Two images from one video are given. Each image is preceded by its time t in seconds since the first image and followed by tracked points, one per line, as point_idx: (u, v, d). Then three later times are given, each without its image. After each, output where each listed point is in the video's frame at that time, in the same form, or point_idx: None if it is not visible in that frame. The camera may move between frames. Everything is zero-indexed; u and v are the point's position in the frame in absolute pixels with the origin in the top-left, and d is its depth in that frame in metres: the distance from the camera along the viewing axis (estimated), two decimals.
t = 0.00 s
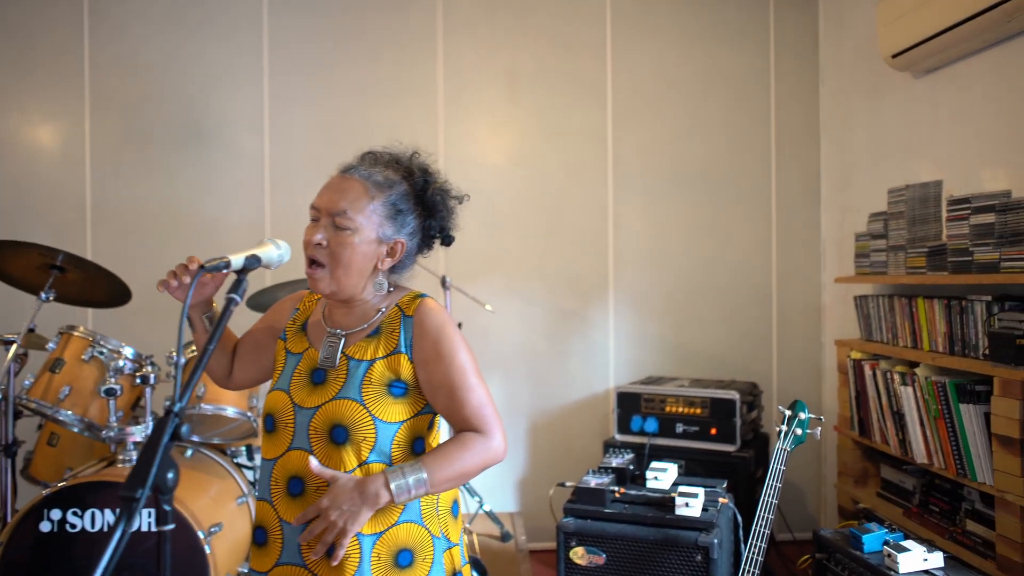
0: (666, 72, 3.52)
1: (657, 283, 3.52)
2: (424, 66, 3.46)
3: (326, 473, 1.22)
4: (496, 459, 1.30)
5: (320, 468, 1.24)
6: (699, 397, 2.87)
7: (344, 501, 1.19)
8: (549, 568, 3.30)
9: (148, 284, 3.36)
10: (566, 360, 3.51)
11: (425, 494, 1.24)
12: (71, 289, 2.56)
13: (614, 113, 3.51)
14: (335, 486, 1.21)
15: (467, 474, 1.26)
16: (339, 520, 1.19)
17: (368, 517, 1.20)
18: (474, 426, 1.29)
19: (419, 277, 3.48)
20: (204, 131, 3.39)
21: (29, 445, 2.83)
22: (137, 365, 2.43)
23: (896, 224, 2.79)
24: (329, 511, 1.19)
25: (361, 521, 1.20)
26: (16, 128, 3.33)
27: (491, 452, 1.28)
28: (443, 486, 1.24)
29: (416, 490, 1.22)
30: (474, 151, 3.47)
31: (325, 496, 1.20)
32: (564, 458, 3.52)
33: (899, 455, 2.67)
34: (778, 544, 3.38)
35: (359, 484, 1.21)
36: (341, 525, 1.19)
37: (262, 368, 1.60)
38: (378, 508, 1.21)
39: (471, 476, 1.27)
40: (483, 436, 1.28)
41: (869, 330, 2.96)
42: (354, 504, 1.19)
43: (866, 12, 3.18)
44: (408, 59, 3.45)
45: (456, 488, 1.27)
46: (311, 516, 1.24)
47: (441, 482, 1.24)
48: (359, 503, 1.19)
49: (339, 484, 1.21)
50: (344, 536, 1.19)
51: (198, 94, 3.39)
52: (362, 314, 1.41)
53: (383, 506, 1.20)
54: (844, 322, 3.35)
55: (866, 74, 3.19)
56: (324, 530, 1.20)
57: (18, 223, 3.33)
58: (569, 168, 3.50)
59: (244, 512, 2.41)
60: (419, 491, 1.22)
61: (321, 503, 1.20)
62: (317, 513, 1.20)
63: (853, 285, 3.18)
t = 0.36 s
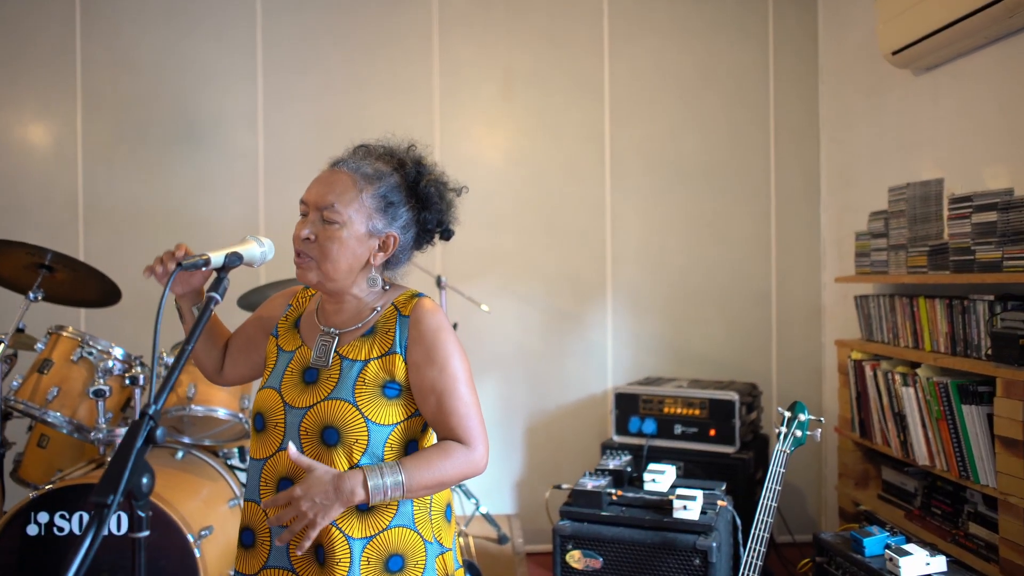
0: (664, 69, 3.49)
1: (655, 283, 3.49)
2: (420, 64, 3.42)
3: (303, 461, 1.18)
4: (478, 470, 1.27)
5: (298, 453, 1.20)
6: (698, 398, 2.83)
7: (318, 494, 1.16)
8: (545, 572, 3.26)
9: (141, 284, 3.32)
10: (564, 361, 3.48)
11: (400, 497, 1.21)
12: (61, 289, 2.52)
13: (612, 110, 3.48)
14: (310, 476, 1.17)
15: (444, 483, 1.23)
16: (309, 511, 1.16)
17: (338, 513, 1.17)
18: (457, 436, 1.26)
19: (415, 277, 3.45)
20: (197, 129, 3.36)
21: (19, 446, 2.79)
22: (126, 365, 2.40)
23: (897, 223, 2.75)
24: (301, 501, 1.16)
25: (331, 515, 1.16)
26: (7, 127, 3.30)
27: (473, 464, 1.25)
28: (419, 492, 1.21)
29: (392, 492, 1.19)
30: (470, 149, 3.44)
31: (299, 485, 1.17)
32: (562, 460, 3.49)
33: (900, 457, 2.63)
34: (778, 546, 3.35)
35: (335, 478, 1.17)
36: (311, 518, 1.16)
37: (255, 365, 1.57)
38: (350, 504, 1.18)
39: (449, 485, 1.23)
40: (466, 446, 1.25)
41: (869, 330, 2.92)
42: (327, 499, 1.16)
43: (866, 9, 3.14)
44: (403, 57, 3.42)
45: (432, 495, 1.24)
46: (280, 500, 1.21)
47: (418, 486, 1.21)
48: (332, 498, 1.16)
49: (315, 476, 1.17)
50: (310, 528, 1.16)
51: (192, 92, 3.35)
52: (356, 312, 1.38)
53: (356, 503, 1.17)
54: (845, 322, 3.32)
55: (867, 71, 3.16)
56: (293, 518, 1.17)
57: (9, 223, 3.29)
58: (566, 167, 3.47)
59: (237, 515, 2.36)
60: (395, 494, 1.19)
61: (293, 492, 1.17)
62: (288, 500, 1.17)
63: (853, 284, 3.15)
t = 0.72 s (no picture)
0: (679, 67, 3.44)
1: (670, 283, 3.45)
2: (433, 62, 3.40)
3: (314, 442, 1.17)
4: (488, 481, 1.24)
5: (309, 435, 1.18)
6: (713, 400, 2.78)
7: (323, 478, 1.14)
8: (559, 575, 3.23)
9: (154, 284, 3.33)
10: (578, 362, 3.44)
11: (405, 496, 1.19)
12: (72, 289, 2.53)
13: (627, 109, 3.44)
14: (319, 459, 1.16)
15: (452, 488, 1.20)
16: (311, 494, 1.14)
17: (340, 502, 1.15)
18: (470, 442, 1.23)
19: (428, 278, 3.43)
20: (210, 129, 3.36)
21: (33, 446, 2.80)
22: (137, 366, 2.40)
23: (918, 222, 2.69)
24: (305, 482, 1.14)
25: (331, 504, 1.14)
26: (22, 128, 3.31)
27: (483, 472, 1.22)
28: (424, 493, 1.18)
29: (398, 489, 1.17)
30: (483, 148, 3.41)
31: (305, 466, 1.15)
32: (575, 462, 3.45)
33: (921, 462, 2.58)
34: (795, 551, 3.29)
35: (342, 465, 1.15)
36: (313, 502, 1.14)
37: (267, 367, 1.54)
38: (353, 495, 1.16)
39: (456, 491, 1.21)
40: (478, 454, 1.22)
41: (889, 331, 2.87)
42: (330, 485, 1.14)
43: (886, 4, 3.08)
44: (416, 56, 3.40)
45: (437, 499, 1.21)
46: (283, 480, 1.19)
47: (426, 487, 1.18)
48: (335, 486, 1.14)
49: (323, 459, 1.15)
50: (309, 510, 1.14)
51: (205, 92, 3.35)
52: (370, 316, 1.35)
53: (359, 492, 1.15)
54: (865, 323, 3.26)
55: (887, 68, 3.09)
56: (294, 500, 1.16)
57: (24, 223, 3.31)
58: (580, 166, 3.43)
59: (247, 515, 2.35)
60: (401, 491, 1.17)
61: (299, 472, 1.16)
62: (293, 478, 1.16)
63: (872, 284, 3.09)
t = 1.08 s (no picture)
0: (701, 64, 3.40)
1: (692, 283, 3.41)
2: (453, 61, 3.39)
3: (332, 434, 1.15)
4: (503, 490, 1.21)
5: (328, 425, 1.16)
6: (735, 401, 2.74)
7: (337, 474, 1.12)
8: None
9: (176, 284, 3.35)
10: (599, 363, 3.42)
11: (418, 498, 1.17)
12: (94, 288, 2.54)
13: (648, 106, 3.40)
14: (335, 453, 1.13)
15: (466, 494, 1.18)
16: (321, 485, 1.12)
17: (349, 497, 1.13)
18: (487, 448, 1.20)
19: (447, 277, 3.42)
20: (231, 129, 3.38)
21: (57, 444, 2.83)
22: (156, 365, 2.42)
23: (945, 220, 2.62)
24: (318, 474, 1.12)
25: (340, 499, 1.13)
26: (47, 129, 3.35)
27: (499, 479, 1.19)
28: (437, 498, 1.16)
29: (412, 492, 1.15)
30: (502, 147, 3.40)
31: (320, 457, 1.13)
32: (595, 463, 3.43)
33: (949, 465, 2.52)
34: (819, 555, 3.24)
35: (358, 463, 1.13)
36: (323, 495, 1.12)
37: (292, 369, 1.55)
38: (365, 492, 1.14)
39: (470, 498, 1.18)
40: (494, 461, 1.20)
41: (916, 332, 2.80)
42: (343, 482, 1.12)
43: None
44: (436, 55, 3.39)
45: (451, 504, 1.19)
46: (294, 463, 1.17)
47: (439, 492, 1.16)
48: (348, 483, 1.13)
49: (340, 454, 1.13)
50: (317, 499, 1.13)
51: (226, 92, 3.37)
52: (391, 317, 1.34)
53: (370, 490, 1.13)
54: (891, 323, 3.19)
55: (914, 63, 3.03)
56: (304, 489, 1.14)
57: (49, 223, 3.35)
58: (600, 165, 3.40)
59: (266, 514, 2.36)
60: (414, 494, 1.15)
61: (313, 462, 1.13)
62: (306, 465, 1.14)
63: (899, 284, 3.03)
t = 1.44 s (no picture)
0: (725, 62, 3.37)
1: (716, 283, 3.37)
2: (475, 61, 3.39)
3: (354, 438, 1.14)
4: (527, 492, 1.19)
5: (350, 428, 1.16)
6: (759, 403, 2.71)
7: (358, 478, 1.13)
8: None
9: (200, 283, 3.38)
10: (621, 363, 3.39)
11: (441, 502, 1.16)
12: (119, 287, 2.57)
13: (671, 105, 3.37)
14: (356, 456, 1.14)
15: (490, 497, 1.16)
16: (343, 488, 1.13)
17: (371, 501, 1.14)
18: (509, 451, 1.18)
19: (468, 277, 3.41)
20: (255, 130, 3.40)
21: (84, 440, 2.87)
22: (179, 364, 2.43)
23: (975, 219, 2.56)
24: (339, 477, 1.13)
25: (363, 503, 1.13)
26: (76, 130, 3.40)
27: (523, 482, 1.17)
28: (459, 502, 1.15)
29: (434, 496, 1.14)
30: (524, 147, 3.39)
31: (342, 460, 1.13)
32: (618, 464, 3.40)
33: (979, 470, 2.46)
34: (845, 560, 3.20)
35: (379, 467, 1.13)
36: (344, 498, 1.13)
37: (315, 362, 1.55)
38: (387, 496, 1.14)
39: (492, 502, 1.16)
40: (515, 463, 1.18)
41: (946, 333, 2.75)
42: (364, 486, 1.13)
43: None
44: (458, 54, 3.39)
45: (473, 508, 1.18)
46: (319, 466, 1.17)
47: (462, 496, 1.15)
48: (369, 487, 1.13)
49: (361, 457, 1.13)
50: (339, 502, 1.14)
51: (250, 93, 3.40)
52: (411, 320, 1.34)
53: (392, 494, 1.13)
54: (920, 324, 3.13)
55: (944, 59, 2.97)
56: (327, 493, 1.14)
57: (78, 223, 3.40)
58: (623, 164, 3.38)
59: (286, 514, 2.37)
60: (436, 499, 1.14)
61: (334, 467, 1.14)
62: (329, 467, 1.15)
63: (927, 284, 2.97)
